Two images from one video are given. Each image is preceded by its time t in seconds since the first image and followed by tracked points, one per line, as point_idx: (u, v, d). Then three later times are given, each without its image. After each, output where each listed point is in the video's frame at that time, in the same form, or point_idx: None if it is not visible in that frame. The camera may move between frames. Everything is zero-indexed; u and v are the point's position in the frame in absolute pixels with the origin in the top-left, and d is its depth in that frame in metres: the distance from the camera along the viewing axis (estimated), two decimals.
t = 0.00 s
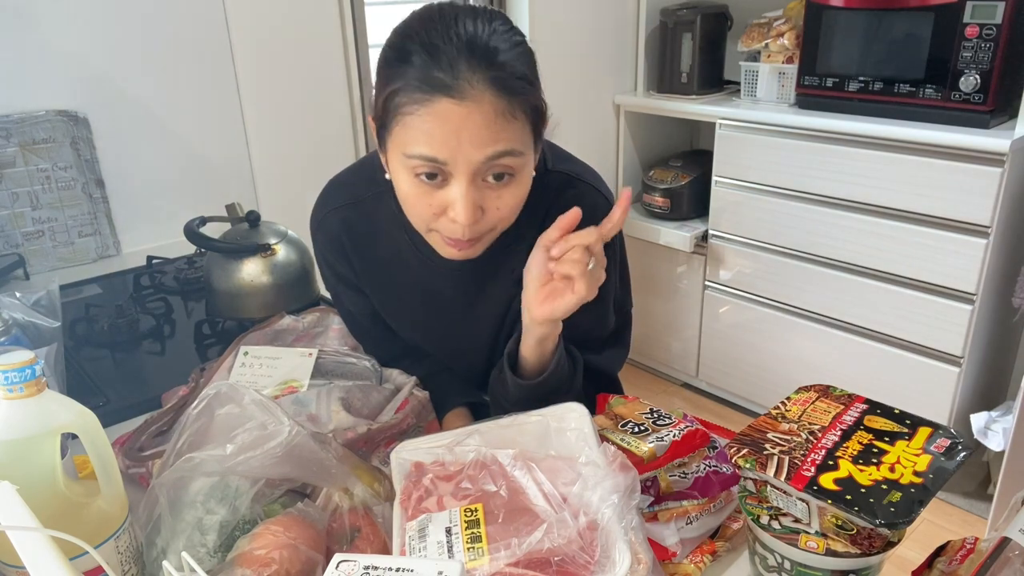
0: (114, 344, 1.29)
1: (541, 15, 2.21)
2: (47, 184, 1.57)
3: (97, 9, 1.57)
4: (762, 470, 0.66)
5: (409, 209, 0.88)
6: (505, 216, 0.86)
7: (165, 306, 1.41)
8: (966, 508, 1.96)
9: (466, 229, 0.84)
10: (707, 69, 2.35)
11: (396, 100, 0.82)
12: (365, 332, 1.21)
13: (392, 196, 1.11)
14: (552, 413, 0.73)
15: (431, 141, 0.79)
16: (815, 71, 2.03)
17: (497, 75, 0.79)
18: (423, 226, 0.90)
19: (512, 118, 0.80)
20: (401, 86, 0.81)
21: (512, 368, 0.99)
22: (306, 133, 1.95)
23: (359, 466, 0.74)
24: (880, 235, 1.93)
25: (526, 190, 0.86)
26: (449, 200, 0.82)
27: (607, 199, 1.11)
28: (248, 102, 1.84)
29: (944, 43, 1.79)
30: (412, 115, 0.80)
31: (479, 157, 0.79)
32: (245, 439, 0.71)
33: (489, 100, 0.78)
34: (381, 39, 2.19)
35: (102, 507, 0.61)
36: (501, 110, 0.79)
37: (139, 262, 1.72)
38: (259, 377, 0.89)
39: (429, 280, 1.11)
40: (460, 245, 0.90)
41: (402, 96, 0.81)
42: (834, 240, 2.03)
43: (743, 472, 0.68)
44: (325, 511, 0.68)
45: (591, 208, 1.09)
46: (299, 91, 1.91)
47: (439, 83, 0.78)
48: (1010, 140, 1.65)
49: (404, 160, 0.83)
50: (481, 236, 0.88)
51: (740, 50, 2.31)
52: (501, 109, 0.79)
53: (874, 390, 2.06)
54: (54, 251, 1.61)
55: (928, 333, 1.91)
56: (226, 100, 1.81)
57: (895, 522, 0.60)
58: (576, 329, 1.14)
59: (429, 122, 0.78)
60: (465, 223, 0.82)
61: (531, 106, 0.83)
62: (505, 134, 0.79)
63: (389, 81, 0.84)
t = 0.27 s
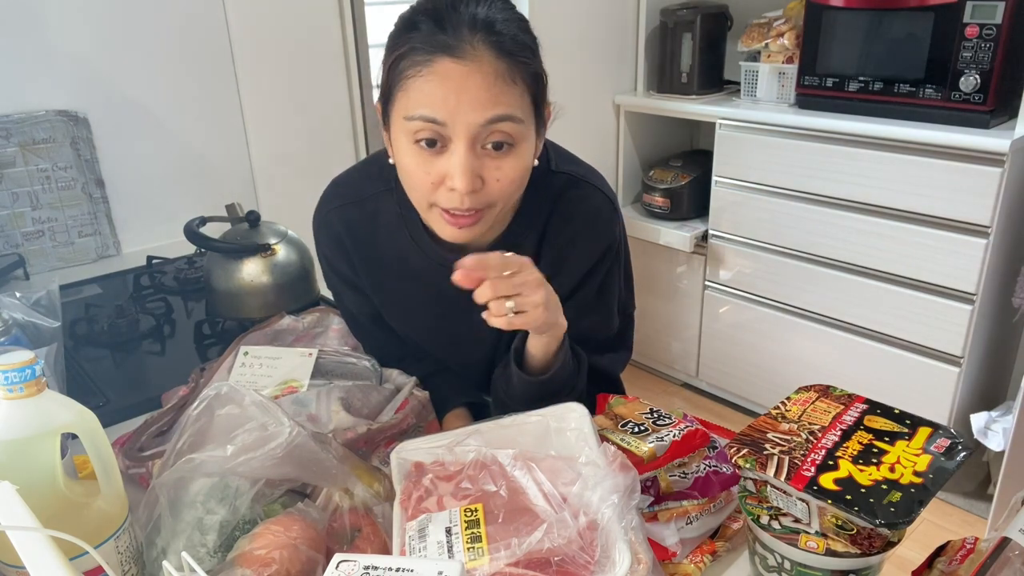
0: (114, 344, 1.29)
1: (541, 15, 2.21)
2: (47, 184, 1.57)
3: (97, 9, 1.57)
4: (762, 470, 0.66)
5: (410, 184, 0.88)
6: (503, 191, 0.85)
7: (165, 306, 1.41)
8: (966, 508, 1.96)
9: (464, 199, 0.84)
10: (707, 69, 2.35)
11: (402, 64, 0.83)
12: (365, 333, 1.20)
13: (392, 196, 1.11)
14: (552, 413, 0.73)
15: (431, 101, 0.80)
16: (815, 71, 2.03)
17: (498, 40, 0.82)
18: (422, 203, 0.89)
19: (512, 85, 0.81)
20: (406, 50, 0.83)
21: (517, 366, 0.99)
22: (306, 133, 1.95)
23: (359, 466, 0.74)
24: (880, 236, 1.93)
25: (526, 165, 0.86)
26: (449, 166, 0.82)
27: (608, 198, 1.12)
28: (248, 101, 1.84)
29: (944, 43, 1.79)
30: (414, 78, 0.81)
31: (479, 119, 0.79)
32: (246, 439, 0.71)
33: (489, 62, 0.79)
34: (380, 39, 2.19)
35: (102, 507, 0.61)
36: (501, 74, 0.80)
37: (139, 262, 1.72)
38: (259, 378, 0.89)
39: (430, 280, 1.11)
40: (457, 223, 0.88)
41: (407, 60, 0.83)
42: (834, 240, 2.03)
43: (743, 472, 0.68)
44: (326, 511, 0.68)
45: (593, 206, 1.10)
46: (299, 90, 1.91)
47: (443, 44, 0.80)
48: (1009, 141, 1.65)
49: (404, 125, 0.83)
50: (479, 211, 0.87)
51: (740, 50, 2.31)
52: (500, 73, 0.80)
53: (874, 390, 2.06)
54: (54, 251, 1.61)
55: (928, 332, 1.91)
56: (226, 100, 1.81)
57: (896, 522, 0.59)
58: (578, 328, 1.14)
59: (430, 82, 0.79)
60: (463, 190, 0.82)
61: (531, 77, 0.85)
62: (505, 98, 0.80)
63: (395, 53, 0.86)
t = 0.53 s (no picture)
0: (114, 344, 1.29)
1: (541, 16, 2.21)
2: (47, 184, 1.57)
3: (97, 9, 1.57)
4: (762, 470, 0.66)
5: (413, 183, 0.87)
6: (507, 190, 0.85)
7: (165, 306, 1.41)
8: (966, 508, 1.96)
9: (469, 198, 0.83)
10: (707, 69, 2.35)
11: (407, 62, 0.83)
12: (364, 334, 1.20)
13: (393, 196, 1.11)
14: (552, 413, 0.73)
15: (437, 100, 0.79)
16: (815, 71, 2.03)
17: (503, 39, 0.82)
18: (426, 202, 0.89)
19: (517, 84, 0.81)
20: (412, 49, 0.83)
21: (500, 364, 1.01)
22: (305, 133, 1.95)
23: (359, 466, 0.74)
24: (880, 236, 1.93)
25: (529, 164, 0.86)
26: (454, 165, 0.81)
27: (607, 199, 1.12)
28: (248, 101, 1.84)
29: (944, 43, 1.78)
30: (420, 77, 0.81)
31: (485, 118, 0.79)
32: (246, 440, 0.71)
33: (495, 61, 0.80)
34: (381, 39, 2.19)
35: (103, 507, 0.61)
36: (507, 73, 0.80)
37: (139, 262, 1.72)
38: (258, 378, 0.89)
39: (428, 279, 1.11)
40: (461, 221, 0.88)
41: (412, 58, 0.83)
42: (834, 240, 2.03)
43: (743, 472, 0.68)
44: (326, 511, 0.68)
45: (591, 206, 1.10)
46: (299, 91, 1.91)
47: (450, 43, 0.81)
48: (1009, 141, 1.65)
49: (409, 124, 0.83)
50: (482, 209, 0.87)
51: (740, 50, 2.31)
52: (506, 72, 0.80)
53: (874, 390, 2.06)
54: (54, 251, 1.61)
55: (928, 332, 1.91)
56: (226, 100, 1.81)
57: (896, 522, 0.59)
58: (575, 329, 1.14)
59: (437, 81, 0.79)
60: (468, 190, 0.82)
61: (534, 76, 0.85)
62: (511, 98, 0.80)
63: (400, 50, 0.86)
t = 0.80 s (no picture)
0: (114, 344, 1.29)
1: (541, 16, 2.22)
2: (47, 184, 1.57)
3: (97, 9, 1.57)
4: (762, 470, 0.66)
5: (412, 186, 0.87)
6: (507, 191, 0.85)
7: (165, 306, 1.41)
8: (966, 508, 1.96)
9: (468, 200, 0.83)
10: (707, 69, 2.35)
11: (406, 65, 0.83)
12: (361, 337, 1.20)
13: (392, 196, 1.11)
14: (552, 413, 0.73)
15: (437, 102, 0.79)
16: (815, 71, 2.03)
17: (502, 42, 0.82)
18: (424, 204, 0.88)
19: (517, 86, 0.81)
20: (411, 51, 0.83)
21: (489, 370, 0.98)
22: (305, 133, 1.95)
23: (359, 466, 0.74)
24: (880, 236, 1.93)
25: (529, 166, 0.86)
26: (453, 167, 0.81)
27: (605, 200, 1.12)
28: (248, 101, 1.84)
29: (944, 43, 1.78)
30: (419, 79, 0.81)
31: (484, 121, 0.79)
32: (245, 440, 0.71)
33: (495, 64, 0.80)
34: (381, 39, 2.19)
35: (103, 507, 0.61)
36: (506, 75, 0.80)
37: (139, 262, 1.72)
38: (258, 377, 0.89)
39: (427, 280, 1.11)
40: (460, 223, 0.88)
41: (412, 61, 0.83)
42: (834, 240, 2.03)
43: (743, 472, 0.68)
44: (326, 511, 0.68)
45: (588, 207, 1.10)
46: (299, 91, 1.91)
47: (449, 45, 0.81)
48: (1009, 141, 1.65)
49: (408, 127, 0.83)
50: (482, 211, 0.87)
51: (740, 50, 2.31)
52: (506, 74, 0.80)
53: (874, 390, 2.06)
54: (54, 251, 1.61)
55: (928, 332, 1.91)
56: (226, 100, 1.81)
57: (895, 522, 0.59)
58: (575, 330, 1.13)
59: (436, 84, 0.79)
60: (468, 192, 0.82)
61: (532, 78, 0.85)
62: (510, 100, 0.80)
63: (399, 52, 0.85)
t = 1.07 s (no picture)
0: (114, 344, 1.29)
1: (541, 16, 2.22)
2: (47, 184, 1.57)
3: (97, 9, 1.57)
4: (762, 470, 0.66)
5: (412, 192, 0.87)
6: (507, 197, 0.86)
7: (165, 306, 1.41)
8: (966, 508, 1.96)
9: (468, 207, 0.84)
10: (707, 69, 2.35)
11: (406, 73, 0.83)
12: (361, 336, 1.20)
13: (392, 196, 1.11)
14: (552, 413, 0.73)
15: (437, 112, 0.79)
16: (815, 71, 2.03)
17: (501, 46, 0.82)
18: (424, 209, 0.89)
19: (517, 94, 0.81)
20: (410, 59, 0.83)
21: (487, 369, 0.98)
22: (305, 134, 1.95)
23: (359, 466, 0.74)
24: (880, 236, 1.93)
25: (528, 171, 0.86)
26: (453, 174, 0.82)
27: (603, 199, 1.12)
28: (248, 101, 1.84)
29: (944, 43, 1.78)
30: (419, 88, 0.81)
31: (485, 130, 0.79)
32: (245, 440, 0.71)
33: (495, 73, 0.79)
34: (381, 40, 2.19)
35: (103, 507, 0.61)
36: (506, 83, 0.80)
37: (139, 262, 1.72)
38: (257, 377, 0.89)
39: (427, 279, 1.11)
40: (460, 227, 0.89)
41: (411, 69, 0.82)
42: (834, 240, 2.03)
43: (743, 472, 0.68)
44: (326, 511, 0.68)
45: (586, 206, 1.10)
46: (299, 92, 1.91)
47: (448, 54, 0.80)
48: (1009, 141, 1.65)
49: (408, 134, 0.83)
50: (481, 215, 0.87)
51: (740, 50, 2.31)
52: (506, 84, 0.80)
53: (874, 390, 2.06)
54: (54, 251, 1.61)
55: (928, 332, 1.91)
56: (226, 100, 1.81)
57: (895, 522, 0.59)
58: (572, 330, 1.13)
59: (436, 92, 0.79)
60: (468, 199, 0.82)
61: (532, 83, 0.85)
62: (510, 108, 0.80)
63: (398, 59, 0.85)
